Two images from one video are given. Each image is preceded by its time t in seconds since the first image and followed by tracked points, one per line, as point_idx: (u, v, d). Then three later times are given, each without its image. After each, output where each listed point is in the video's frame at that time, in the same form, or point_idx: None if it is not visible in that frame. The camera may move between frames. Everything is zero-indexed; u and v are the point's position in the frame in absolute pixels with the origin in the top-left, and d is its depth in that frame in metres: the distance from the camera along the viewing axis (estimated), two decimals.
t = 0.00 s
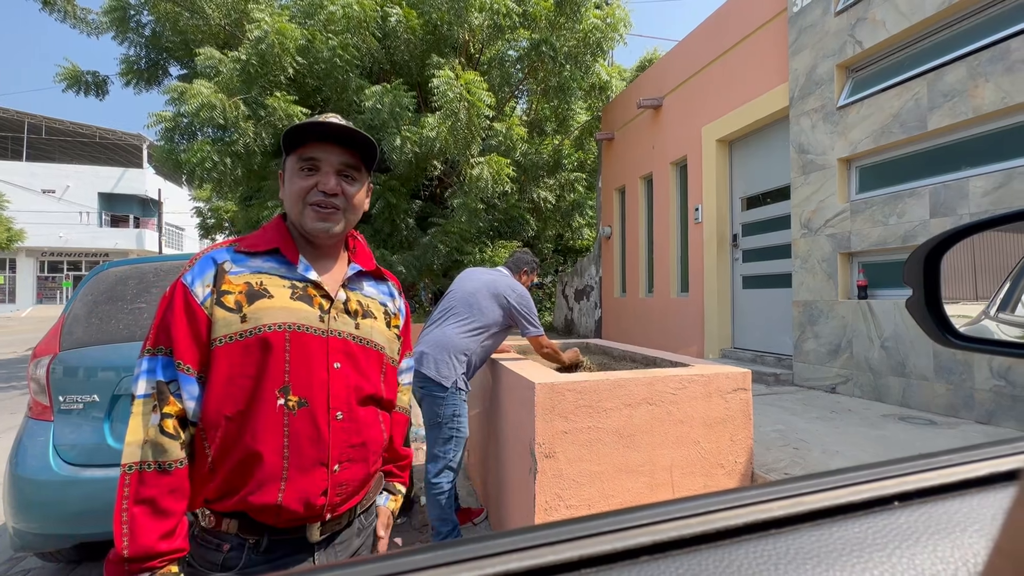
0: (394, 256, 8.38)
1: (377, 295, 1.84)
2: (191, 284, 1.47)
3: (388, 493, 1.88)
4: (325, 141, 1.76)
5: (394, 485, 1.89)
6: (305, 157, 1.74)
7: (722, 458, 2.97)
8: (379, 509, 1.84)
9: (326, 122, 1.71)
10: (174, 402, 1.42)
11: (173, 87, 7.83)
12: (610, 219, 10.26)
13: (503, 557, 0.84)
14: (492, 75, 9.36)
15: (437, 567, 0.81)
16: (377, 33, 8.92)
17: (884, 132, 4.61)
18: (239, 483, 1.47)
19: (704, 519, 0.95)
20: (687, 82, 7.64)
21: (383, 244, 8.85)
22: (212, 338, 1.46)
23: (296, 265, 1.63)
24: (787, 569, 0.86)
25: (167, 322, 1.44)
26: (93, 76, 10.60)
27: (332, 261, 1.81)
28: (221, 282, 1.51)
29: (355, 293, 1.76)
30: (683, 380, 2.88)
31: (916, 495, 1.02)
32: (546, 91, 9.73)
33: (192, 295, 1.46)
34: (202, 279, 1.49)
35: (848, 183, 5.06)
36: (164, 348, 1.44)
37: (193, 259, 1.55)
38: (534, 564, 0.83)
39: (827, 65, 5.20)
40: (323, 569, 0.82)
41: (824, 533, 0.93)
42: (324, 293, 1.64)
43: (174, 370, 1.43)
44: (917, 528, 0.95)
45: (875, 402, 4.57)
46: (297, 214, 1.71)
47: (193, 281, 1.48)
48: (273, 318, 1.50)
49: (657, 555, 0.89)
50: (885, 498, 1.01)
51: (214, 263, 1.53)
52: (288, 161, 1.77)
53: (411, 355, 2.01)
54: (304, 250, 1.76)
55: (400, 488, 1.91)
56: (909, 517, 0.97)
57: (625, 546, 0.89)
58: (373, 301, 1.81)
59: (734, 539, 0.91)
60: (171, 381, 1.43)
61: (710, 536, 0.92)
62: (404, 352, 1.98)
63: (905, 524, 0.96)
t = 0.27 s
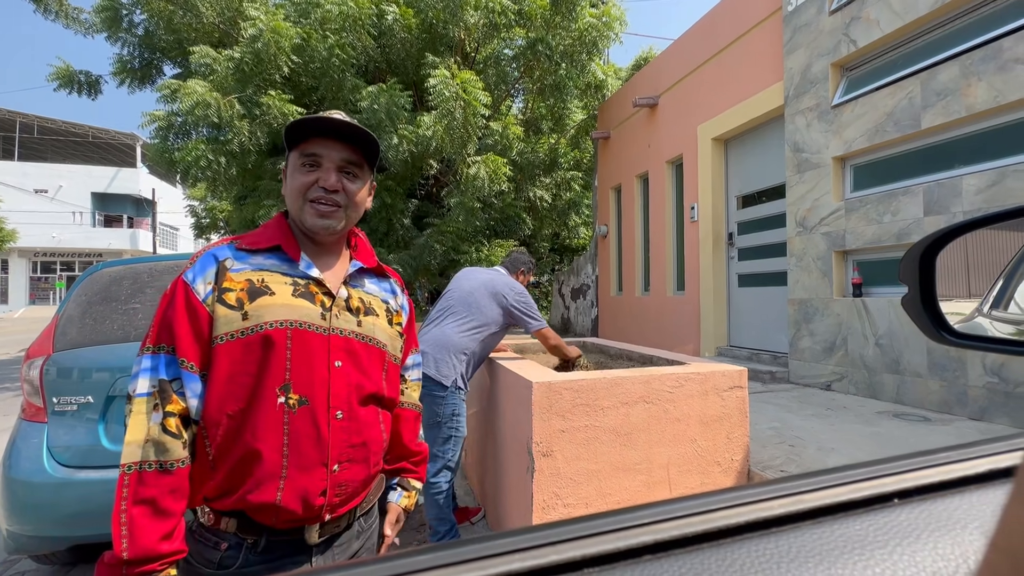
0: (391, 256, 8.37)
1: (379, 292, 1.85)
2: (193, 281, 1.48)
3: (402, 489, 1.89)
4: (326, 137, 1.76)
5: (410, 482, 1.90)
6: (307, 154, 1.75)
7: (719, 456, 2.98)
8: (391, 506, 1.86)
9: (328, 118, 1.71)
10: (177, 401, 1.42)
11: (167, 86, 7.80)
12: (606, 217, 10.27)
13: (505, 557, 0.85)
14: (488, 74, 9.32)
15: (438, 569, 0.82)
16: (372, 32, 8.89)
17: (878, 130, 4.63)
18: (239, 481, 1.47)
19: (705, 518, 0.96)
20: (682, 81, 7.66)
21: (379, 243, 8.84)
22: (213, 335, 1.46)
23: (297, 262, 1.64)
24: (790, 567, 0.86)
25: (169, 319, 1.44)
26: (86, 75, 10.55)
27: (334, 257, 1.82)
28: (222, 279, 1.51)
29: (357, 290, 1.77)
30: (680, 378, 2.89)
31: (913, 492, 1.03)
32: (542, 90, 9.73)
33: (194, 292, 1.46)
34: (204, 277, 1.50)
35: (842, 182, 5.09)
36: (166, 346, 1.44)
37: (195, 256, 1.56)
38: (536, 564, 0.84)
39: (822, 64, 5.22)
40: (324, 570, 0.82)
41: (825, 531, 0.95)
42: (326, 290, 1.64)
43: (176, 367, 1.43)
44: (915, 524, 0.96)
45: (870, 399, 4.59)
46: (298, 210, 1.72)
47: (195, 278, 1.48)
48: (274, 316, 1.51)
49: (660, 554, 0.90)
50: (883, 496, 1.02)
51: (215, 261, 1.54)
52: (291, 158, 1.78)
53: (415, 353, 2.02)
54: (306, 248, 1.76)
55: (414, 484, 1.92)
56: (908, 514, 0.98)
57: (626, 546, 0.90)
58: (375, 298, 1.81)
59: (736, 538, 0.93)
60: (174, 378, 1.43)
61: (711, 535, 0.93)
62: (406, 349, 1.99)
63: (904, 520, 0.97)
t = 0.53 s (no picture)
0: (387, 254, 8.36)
1: (382, 294, 1.84)
2: (199, 281, 1.48)
3: (401, 494, 1.90)
4: (331, 139, 1.77)
5: (409, 486, 1.91)
6: (311, 155, 1.76)
7: (715, 453, 3.00)
8: (391, 510, 1.86)
9: (332, 119, 1.72)
10: (184, 400, 1.42)
11: (159, 84, 7.77)
12: (602, 216, 10.28)
13: (503, 556, 0.86)
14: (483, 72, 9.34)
15: (435, 569, 0.82)
16: (367, 31, 8.89)
17: (871, 128, 4.66)
18: (245, 481, 1.47)
19: (701, 516, 0.97)
20: (677, 80, 7.67)
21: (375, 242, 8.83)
22: (219, 335, 1.46)
23: (302, 263, 1.64)
24: (789, 563, 0.87)
25: (175, 319, 1.44)
26: (77, 73, 10.48)
27: (338, 258, 1.82)
28: (228, 279, 1.51)
29: (361, 291, 1.76)
30: (675, 375, 2.90)
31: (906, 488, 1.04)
32: (537, 88, 9.73)
33: (200, 292, 1.46)
34: (210, 277, 1.50)
35: (836, 180, 5.12)
36: (173, 345, 1.44)
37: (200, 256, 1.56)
38: (534, 562, 0.86)
39: (815, 62, 5.24)
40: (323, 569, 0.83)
41: (821, 526, 0.96)
42: (331, 291, 1.64)
43: (183, 367, 1.43)
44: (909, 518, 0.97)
45: (864, 395, 4.62)
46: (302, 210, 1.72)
47: (201, 278, 1.49)
48: (280, 316, 1.51)
49: (657, 552, 0.90)
50: (879, 492, 1.04)
51: (221, 261, 1.54)
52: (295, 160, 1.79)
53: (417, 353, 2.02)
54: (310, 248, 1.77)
55: (411, 488, 1.92)
56: (903, 508, 1.00)
57: (624, 544, 0.91)
58: (379, 299, 1.81)
59: (734, 535, 0.94)
60: (181, 378, 1.44)
61: (708, 532, 0.94)
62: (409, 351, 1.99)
63: (899, 515, 0.98)
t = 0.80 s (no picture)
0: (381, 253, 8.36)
1: (384, 295, 1.86)
2: (209, 279, 1.47)
3: (420, 490, 1.94)
4: (335, 142, 1.78)
5: (426, 480, 1.95)
6: (316, 158, 1.76)
7: (709, 449, 3.02)
8: (410, 509, 1.92)
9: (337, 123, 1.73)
10: (196, 397, 1.41)
11: (150, 83, 7.73)
12: (596, 214, 10.30)
13: (495, 554, 0.87)
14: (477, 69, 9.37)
15: (428, 566, 0.83)
16: (361, 29, 8.88)
17: (863, 126, 4.69)
18: (256, 478, 1.47)
19: (693, 511, 0.98)
20: (671, 77, 7.69)
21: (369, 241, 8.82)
22: (230, 333, 1.46)
23: (309, 262, 1.64)
24: (777, 556, 0.89)
25: (186, 316, 1.43)
26: (66, 72, 10.41)
27: (342, 259, 1.82)
28: (238, 277, 1.51)
29: (364, 292, 1.78)
30: (670, 372, 2.91)
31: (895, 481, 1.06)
32: (531, 86, 9.72)
33: (210, 289, 1.46)
34: (220, 275, 1.49)
35: (828, 177, 5.14)
36: (183, 343, 1.42)
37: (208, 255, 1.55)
38: (526, 559, 0.87)
39: (808, 60, 5.26)
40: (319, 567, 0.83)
41: (811, 520, 0.97)
42: (337, 290, 1.65)
43: (195, 364, 1.42)
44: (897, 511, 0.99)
45: (856, 390, 4.65)
46: (306, 211, 1.72)
47: (211, 276, 1.48)
48: (290, 314, 1.51)
49: (650, 547, 0.91)
50: (868, 485, 1.05)
51: (231, 259, 1.54)
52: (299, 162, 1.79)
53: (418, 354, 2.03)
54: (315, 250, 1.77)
55: (428, 482, 1.97)
56: (891, 502, 1.01)
57: (616, 540, 0.92)
58: (381, 299, 1.83)
59: (724, 529, 0.95)
60: (193, 375, 1.42)
61: (700, 527, 0.95)
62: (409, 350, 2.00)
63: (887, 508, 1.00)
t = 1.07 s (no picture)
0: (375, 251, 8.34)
1: (383, 298, 1.87)
2: (217, 276, 1.47)
3: (403, 497, 1.95)
4: (339, 145, 1.78)
5: (405, 486, 1.95)
6: (320, 161, 1.76)
7: (702, 445, 3.04)
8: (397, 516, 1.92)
9: (341, 128, 1.73)
10: (205, 393, 1.41)
11: (138, 81, 7.66)
12: (589, 211, 10.31)
13: (481, 550, 0.89)
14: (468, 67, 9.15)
15: (413, 563, 0.84)
16: (352, 26, 8.85)
17: (853, 123, 4.72)
18: (262, 475, 1.47)
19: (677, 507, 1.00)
20: (663, 75, 7.70)
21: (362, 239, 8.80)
22: (237, 331, 1.46)
23: (314, 263, 1.65)
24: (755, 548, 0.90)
25: (195, 313, 1.42)
26: (52, 69, 10.32)
27: (343, 260, 1.84)
28: (246, 276, 1.51)
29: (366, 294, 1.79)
30: (663, 369, 2.94)
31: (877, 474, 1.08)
32: (523, 83, 9.71)
33: (219, 287, 1.45)
34: (228, 272, 1.49)
35: (819, 173, 5.17)
36: (192, 340, 1.42)
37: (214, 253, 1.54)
38: (512, 556, 0.88)
39: (798, 57, 5.29)
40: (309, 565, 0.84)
41: (792, 513, 0.99)
42: (341, 291, 1.66)
43: (205, 361, 1.42)
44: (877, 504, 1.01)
45: (847, 385, 4.70)
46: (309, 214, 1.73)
47: (219, 274, 1.48)
48: (297, 313, 1.52)
49: (634, 541, 0.93)
50: (850, 478, 1.07)
51: (239, 257, 1.53)
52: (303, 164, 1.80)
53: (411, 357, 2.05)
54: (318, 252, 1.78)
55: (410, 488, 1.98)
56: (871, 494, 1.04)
57: (600, 535, 0.93)
58: (381, 302, 1.84)
59: (706, 523, 0.97)
60: (202, 372, 1.42)
61: (682, 522, 0.97)
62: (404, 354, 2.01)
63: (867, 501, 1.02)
